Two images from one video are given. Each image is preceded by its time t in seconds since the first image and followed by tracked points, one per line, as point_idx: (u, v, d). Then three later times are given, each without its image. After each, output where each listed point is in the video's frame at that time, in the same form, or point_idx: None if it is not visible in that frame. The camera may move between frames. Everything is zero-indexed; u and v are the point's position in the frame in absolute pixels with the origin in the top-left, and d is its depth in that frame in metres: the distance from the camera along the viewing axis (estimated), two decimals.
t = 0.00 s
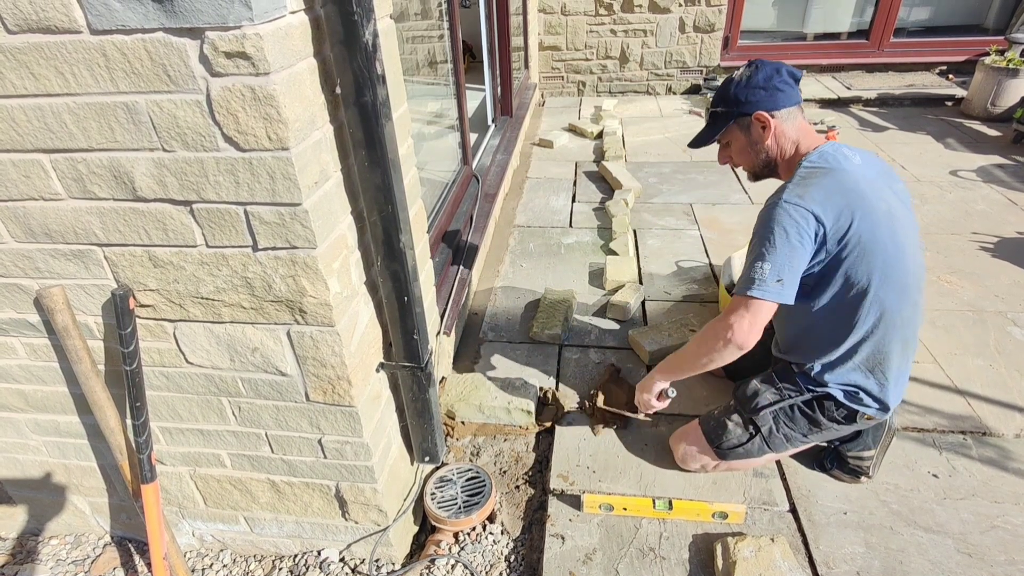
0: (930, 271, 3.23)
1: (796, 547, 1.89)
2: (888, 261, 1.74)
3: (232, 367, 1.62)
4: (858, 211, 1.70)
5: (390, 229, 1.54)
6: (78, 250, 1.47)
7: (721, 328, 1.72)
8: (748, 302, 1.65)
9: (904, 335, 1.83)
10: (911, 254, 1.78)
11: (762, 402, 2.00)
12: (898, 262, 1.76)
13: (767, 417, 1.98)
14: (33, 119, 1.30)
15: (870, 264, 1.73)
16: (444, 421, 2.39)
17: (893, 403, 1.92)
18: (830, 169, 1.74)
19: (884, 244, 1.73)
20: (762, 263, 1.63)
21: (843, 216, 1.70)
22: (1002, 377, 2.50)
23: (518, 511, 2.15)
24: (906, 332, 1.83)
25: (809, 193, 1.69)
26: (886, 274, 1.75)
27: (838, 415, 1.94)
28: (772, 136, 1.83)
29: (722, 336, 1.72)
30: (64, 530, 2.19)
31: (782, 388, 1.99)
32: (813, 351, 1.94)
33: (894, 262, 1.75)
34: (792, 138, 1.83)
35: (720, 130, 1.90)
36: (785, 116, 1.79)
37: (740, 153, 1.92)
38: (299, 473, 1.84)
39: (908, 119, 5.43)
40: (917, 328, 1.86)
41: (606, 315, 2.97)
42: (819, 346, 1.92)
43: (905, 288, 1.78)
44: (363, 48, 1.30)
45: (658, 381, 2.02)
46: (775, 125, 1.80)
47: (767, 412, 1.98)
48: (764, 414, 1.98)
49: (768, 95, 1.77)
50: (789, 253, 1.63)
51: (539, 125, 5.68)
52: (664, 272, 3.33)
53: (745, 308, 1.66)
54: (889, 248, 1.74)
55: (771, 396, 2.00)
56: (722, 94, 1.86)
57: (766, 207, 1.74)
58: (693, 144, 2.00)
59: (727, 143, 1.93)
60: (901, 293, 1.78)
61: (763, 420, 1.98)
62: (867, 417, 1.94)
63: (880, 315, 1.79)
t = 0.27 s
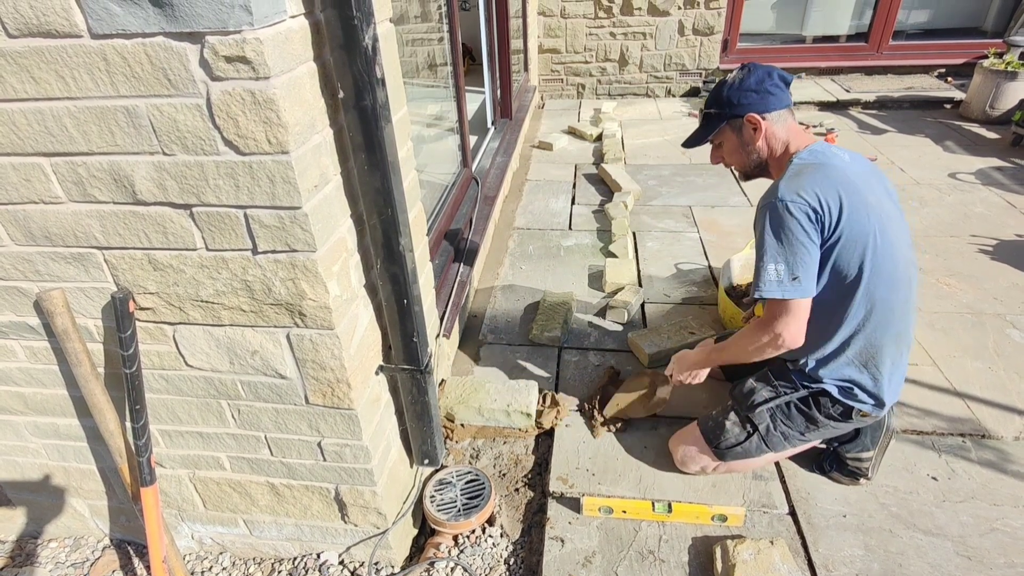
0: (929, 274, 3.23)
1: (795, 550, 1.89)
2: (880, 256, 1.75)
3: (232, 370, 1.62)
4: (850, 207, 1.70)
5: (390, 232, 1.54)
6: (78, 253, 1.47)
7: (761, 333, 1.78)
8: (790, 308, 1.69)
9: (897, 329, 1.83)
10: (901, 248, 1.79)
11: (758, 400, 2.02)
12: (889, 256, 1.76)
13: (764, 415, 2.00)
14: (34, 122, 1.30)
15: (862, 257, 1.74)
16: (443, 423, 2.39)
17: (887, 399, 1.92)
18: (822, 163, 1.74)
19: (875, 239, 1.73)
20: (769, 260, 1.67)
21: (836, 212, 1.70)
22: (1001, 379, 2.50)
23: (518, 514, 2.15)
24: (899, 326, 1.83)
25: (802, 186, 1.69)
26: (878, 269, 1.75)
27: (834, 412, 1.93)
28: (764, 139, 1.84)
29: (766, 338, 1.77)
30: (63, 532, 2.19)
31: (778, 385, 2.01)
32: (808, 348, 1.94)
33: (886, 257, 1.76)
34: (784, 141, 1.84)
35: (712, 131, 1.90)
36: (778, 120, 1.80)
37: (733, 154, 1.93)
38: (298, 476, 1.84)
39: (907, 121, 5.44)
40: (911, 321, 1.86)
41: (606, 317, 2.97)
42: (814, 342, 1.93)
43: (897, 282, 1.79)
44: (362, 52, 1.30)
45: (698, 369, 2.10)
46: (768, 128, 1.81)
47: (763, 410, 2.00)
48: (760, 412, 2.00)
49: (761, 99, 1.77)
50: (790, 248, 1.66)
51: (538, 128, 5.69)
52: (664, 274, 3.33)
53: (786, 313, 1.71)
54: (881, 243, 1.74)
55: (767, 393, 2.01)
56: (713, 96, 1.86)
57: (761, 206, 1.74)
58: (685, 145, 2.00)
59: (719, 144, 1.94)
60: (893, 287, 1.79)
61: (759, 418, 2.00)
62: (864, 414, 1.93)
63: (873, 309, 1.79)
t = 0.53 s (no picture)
0: (927, 277, 3.24)
1: (793, 553, 1.89)
2: (868, 252, 1.76)
3: (230, 372, 1.62)
4: (835, 205, 1.75)
5: (388, 234, 1.54)
6: (76, 256, 1.48)
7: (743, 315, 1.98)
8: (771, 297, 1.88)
9: (890, 326, 1.83)
10: (894, 245, 1.79)
11: (751, 390, 2.03)
12: (879, 251, 1.77)
13: (757, 405, 2.00)
14: (32, 125, 1.30)
15: (851, 252, 1.76)
16: (442, 426, 2.38)
17: (878, 394, 1.91)
18: (810, 163, 1.79)
19: (863, 235, 1.75)
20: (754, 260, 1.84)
21: (820, 210, 1.75)
22: (1000, 382, 2.50)
23: (516, 517, 2.14)
24: (892, 322, 1.83)
25: (786, 187, 1.77)
26: (867, 264, 1.77)
27: (826, 404, 1.94)
28: (764, 137, 1.88)
29: (745, 319, 1.98)
30: (60, 536, 2.19)
31: (770, 375, 2.03)
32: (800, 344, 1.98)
33: (875, 253, 1.77)
34: (784, 138, 1.88)
35: (714, 129, 1.95)
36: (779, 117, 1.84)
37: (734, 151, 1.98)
38: (296, 478, 1.84)
39: (905, 124, 5.45)
40: (905, 318, 1.85)
41: (605, 320, 2.98)
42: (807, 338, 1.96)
43: (888, 278, 1.79)
44: (361, 55, 1.31)
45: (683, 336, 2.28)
46: (769, 126, 1.85)
47: (757, 401, 2.00)
48: (754, 403, 2.01)
49: (762, 98, 1.81)
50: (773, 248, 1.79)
51: (537, 130, 5.70)
52: (662, 277, 3.34)
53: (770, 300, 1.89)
54: (869, 239, 1.76)
55: (760, 383, 2.03)
56: (715, 95, 1.89)
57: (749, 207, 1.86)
58: (688, 143, 2.04)
59: (721, 142, 1.98)
60: (884, 283, 1.79)
61: (752, 408, 2.01)
62: (856, 407, 1.93)
63: (863, 305, 1.80)
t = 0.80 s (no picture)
0: (924, 279, 3.24)
1: (790, 554, 1.89)
2: (873, 260, 1.76)
3: (227, 375, 1.62)
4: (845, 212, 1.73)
5: (385, 237, 1.54)
6: (73, 258, 1.47)
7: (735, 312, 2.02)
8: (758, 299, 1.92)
9: (891, 333, 1.85)
10: (899, 253, 1.79)
11: (740, 385, 2.06)
12: (885, 259, 1.77)
13: (744, 400, 2.05)
14: (29, 128, 1.30)
15: (855, 258, 1.76)
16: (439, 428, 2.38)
17: (871, 400, 1.92)
18: (822, 165, 1.77)
19: (870, 244, 1.75)
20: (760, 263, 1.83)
21: (830, 216, 1.74)
22: (996, 384, 2.51)
23: (514, 519, 2.14)
24: (893, 330, 1.84)
25: (796, 188, 1.75)
26: (872, 272, 1.77)
27: (813, 407, 1.96)
28: (770, 135, 1.89)
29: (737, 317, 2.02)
30: (56, 539, 2.18)
31: (762, 375, 2.05)
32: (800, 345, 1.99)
33: (881, 262, 1.77)
34: (791, 136, 1.87)
35: (725, 121, 1.96)
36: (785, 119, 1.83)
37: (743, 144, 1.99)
38: (293, 481, 1.83)
39: (902, 127, 5.47)
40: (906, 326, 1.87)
41: (602, 322, 2.98)
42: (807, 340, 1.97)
43: (891, 286, 1.79)
44: (357, 58, 1.31)
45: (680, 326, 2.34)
46: (774, 126, 1.86)
47: (744, 396, 2.05)
48: (740, 397, 2.05)
49: (768, 99, 1.81)
50: (779, 252, 1.79)
51: (535, 133, 5.71)
52: (660, 279, 3.34)
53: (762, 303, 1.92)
54: (875, 247, 1.76)
55: (751, 381, 2.06)
56: (730, 86, 1.90)
57: (758, 207, 1.85)
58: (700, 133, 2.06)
59: (732, 134, 2.00)
60: (887, 291, 1.80)
61: (739, 403, 2.05)
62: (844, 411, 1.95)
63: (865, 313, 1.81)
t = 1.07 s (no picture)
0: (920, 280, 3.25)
1: (786, 556, 1.90)
2: (882, 285, 1.73)
3: (222, 378, 1.62)
4: (863, 233, 1.68)
5: (380, 240, 1.54)
6: (68, 262, 1.47)
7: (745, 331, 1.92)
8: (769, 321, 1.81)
9: (889, 361, 1.84)
10: (910, 281, 1.76)
11: (738, 399, 2.07)
12: (894, 286, 1.74)
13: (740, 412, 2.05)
14: (23, 131, 1.30)
15: (864, 282, 1.72)
16: (436, 431, 2.38)
17: (866, 425, 1.93)
18: (848, 181, 1.70)
19: (882, 269, 1.71)
20: (766, 275, 1.75)
21: (846, 235, 1.68)
22: (991, 385, 2.52)
23: (510, 522, 2.14)
24: (891, 358, 1.83)
25: (818, 203, 1.68)
26: (879, 298, 1.74)
27: (808, 425, 1.98)
28: (794, 139, 1.85)
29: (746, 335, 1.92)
30: (51, 543, 2.17)
31: (761, 391, 2.05)
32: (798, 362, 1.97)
33: (889, 289, 1.74)
34: (806, 145, 1.82)
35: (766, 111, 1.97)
36: (804, 124, 1.77)
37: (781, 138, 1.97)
38: (289, 484, 1.83)
39: (897, 129, 5.48)
40: (904, 355, 1.86)
41: (599, 324, 2.98)
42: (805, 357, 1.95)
43: (896, 315, 1.77)
44: (353, 61, 1.31)
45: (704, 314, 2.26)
46: (795, 130, 1.82)
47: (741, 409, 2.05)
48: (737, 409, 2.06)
49: (788, 102, 1.77)
50: (791, 267, 1.72)
51: (532, 136, 5.71)
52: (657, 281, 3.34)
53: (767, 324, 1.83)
54: (887, 273, 1.72)
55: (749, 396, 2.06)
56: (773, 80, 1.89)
57: (775, 211, 1.77)
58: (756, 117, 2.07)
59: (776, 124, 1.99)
60: (891, 319, 1.77)
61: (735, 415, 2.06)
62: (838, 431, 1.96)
63: (867, 338, 1.79)
